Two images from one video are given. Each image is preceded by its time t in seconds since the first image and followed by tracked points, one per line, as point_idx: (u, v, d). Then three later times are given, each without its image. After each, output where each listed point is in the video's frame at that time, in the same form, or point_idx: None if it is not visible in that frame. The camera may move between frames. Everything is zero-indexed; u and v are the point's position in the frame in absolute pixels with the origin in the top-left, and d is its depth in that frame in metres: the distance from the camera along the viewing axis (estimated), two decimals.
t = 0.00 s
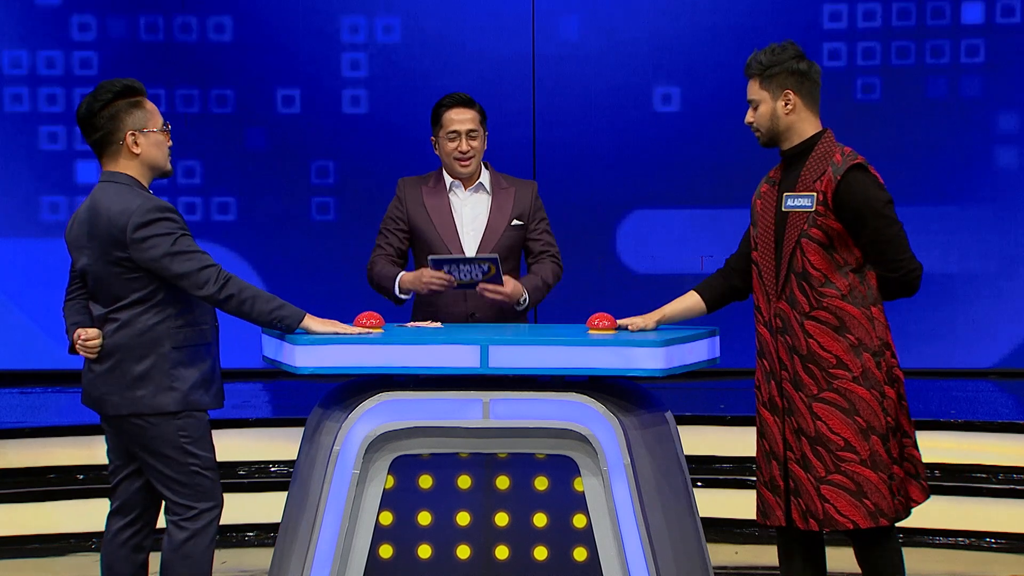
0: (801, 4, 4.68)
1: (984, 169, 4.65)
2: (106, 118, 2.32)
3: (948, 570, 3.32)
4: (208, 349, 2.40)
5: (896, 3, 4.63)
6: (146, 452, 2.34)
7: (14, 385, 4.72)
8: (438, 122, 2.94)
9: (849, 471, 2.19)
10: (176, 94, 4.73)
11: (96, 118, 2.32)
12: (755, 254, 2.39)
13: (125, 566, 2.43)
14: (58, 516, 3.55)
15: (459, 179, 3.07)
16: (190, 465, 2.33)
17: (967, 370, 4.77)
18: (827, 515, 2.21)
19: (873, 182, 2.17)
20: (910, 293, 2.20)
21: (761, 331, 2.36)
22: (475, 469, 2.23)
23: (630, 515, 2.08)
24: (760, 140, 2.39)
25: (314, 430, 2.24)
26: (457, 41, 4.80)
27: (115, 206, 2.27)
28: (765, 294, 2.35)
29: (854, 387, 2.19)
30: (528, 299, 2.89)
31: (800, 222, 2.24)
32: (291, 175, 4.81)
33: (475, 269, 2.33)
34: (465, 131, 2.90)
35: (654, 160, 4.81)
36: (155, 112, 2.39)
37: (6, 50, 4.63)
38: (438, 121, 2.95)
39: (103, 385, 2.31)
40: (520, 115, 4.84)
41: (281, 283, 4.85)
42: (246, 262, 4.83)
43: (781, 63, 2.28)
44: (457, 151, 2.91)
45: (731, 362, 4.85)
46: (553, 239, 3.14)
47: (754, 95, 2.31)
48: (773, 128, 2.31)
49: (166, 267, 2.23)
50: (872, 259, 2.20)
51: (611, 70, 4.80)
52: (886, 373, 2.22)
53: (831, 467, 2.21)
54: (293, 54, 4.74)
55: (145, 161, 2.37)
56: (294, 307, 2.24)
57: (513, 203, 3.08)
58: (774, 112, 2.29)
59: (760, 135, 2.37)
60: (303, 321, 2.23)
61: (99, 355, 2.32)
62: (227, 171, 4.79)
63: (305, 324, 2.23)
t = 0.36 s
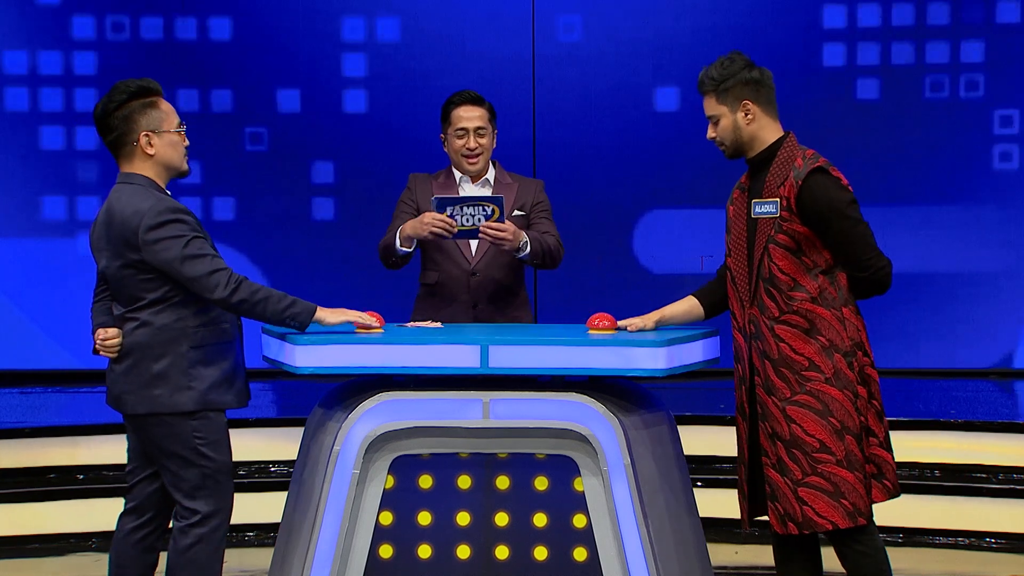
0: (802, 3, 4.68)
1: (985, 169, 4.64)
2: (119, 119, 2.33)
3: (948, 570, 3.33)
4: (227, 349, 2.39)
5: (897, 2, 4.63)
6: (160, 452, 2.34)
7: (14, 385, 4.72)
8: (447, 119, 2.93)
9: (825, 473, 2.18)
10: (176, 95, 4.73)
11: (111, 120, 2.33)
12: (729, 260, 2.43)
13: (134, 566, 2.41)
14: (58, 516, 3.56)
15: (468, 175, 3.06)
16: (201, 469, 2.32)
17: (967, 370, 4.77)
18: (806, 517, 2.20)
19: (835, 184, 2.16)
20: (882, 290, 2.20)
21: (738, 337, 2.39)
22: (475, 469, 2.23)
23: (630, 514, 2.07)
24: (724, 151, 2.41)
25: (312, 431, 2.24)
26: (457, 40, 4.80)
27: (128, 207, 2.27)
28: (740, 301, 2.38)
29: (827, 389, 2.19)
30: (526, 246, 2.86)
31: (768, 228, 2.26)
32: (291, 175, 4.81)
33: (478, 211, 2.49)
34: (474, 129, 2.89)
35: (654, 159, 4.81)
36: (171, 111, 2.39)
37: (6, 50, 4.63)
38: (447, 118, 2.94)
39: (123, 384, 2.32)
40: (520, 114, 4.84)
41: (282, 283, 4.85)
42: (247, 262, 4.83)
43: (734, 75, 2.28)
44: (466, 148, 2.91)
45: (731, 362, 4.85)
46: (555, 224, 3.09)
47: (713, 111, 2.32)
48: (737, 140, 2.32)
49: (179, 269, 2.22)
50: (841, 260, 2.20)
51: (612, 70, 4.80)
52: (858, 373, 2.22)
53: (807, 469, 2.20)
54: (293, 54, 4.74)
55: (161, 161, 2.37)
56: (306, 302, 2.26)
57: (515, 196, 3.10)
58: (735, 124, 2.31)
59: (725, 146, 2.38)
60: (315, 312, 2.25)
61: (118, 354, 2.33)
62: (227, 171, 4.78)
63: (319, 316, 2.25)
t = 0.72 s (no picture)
0: (802, 3, 4.68)
1: (985, 169, 4.64)
2: (136, 121, 2.34)
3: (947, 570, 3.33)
4: (250, 348, 2.40)
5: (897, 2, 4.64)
6: (167, 450, 2.36)
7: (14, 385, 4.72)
8: (479, 115, 3.05)
9: (840, 468, 2.18)
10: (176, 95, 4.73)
11: (128, 123, 2.34)
12: (722, 268, 2.44)
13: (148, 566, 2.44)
14: (58, 516, 3.57)
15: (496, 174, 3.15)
16: (200, 470, 2.32)
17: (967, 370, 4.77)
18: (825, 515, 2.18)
19: (825, 180, 2.18)
20: (880, 282, 2.21)
21: (739, 343, 2.39)
22: (475, 469, 2.23)
23: (630, 514, 2.07)
24: (711, 162, 2.43)
25: (312, 432, 2.24)
26: (457, 40, 4.80)
27: (151, 207, 2.27)
28: (738, 306, 2.38)
29: (833, 384, 2.19)
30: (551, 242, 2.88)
31: (763, 229, 2.26)
32: (291, 175, 4.81)
33: (505, 204, 2.53)
34: (506, 123, 3.00)
35: (655, 159, 4.80)
36: (185, 109, 2.40)
37: (6, 50, 4.63)
38: (479, 116, 3.06)
39: (142, 381, 2.32)
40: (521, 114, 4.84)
41: (282, 283, 4.85)
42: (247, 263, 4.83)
43: (708, 85, 2.32)
44: (498, 142, 3.00)
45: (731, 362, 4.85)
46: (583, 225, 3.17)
47: (693, 123, 2.35)
48: (721, 147, 2.35)
49: (202, 268, 2.23)
50: (838, 255, 2.21)
51: (612, 70, 4.80)
52: (862, 365, 2.23)
53: (822, 466, 2.19)
54: (294, 54, 4.74)
55: (180, 160, 2.39)
56: (317, 312, 2.22)
57: (544, 195, 3.20)
58: (717, 132, 2.33)
59: (711, 156, 2.40)
60: (326, 322, 2.22)
61: (142, 352, 2.34)
62: (227, 171, 4.78)
63: (328, 325, 2.23)
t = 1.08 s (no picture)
0: (802, 3, 4.68)
1: (985, 169, 4.64)
2: (148, 123, 2.33)
3: (947, 570, 3.33)
4: (254, 354, 2.40)
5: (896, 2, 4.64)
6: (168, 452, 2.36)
7: (14, 384, 4.72)
8: (496, 117, 3.07)
9: (855, 464, 2.17)
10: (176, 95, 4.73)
11: (139, 124, 2.33)
12: (722, 270, 2.44)
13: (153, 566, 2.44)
14: (58, 516, 3.57)
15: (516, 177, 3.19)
16: (199, 473, 2.32)
17: (967, 370, 4.77)
18: (842, 512, 2.18)
19: (827, 177, 2.19)
20: (883, 277, 2.22)
21: (743, 345, 2.39)
22: (475, 469, 2.23)
23: (630, 514, 2.07)
24: (710, 166, 2.43)
25: (313, 432, 2.24)
26: (457, 40, 4.80)
27: (166, 207, 2.27)
28: (741, 307, 2.38)
29: (844, 381, 2.18)
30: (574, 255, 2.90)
31: (766, 229, 2.26)
32: (291, 175, 4.81)
33: (523, 216, 2.52)
34: (522, 124, 3.01)
35: (655, 159, 4.80)
36: (195, 108, 2.40)
37: (6, 50, 4.63)
38: (497, 118, 3.07)
39: (145, 381, 2.32)
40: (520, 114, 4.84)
41: (282, 283, 4.85)
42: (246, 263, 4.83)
43: (697, 91, 2.32)
44: (513, 143, 3.01)
45: (731, 362, 4.85)
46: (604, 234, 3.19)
47: (689, 132, 2.35)
48: (720, 151, 2.35)
49: (213, 271, 2.22)
50: (842, 252, 2.22)
51: (611, 70, 4.80)
52: (872, 361, 2.23)
53: (837, 463, 2.19)
54: (294, 54, 4.74)
55: (194, 159, 2.40)
56: (322, 313, 2.22)
57: (565, 200, 3.20)
58: (713, 136, 2.33)
59: (711, 162, 2.40)
60: (329, 323, 2.22)
61: (146, 352, 2.34)
62: (226, 171, 4.78)
63: (331, 327, 2.23)
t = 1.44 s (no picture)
0: (802, 3, 4.68)
1: (985, 169, 4.64)
2: (143, 120, 2.33)
3: (948, 570, 3.33)
4: (249, 353, 2.40)
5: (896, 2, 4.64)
6: (163, 452, 2.36)
7: (14, 384, 4.71)
8: (499, 119, 3.08)
9: (841, 468, 2.18)
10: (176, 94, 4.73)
11: (135, 122, 2.34)
12: (723, 267, 2.44)
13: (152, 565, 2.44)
14: (58, 516, 3.57)
15: (517, 179, 3.20)
16: (194, 472, 2.33)
17: (967, 370, 4.77)
18: (825, 515, 2.19)
19: (828, 180, 2.18)
20: (881, 282, 2.21)
21: (739, 342, 2.40)
22: (475, 469, 2.23)
23: (630, 514, 2.07)
24: (716, 163, 2.43)
25: (312, 432, 2.24)
26: (456, 40, 4.80)
27: (158, 207, 2.27)
28: (739, 305, 2.38)
29: (835, 385, 2.19)
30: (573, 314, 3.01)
31: (765, 229, 2.26)
32: (291, 175, 4.81)
33: (521, 301, 2.74)
34: (523, 126, 3.01)
35: (655, 159, 4.80)
36: (192, 106, 2.40)
37: (6, 50, 4.63)
38: (499, 118, 3.08)
39: (139, 380, 2.33)
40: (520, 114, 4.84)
41: (282, 283, 4.85)
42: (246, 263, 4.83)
43: (707, 88, 2.31)
44: (515, 145, 3.02)
45: (731, 362, 4.85)
46: (612, 247, 3.27)
47: (697, 128, 2.35)
48: (727, 149, 2.35)
49: (203, 271, 2.23)
50: (840, 256, 2.21)
51: (612, 70, 4.80)
52: (864, 367, 2.23)
53: (823, 466, 2.20)
54: (294, 53, 4.74)
55: (189, 157, 2.39)
56: (318, 312, 2.20)
57: (572, 207, 3.18)
58: (722, 134, 2.33)
59: (717, 159, 2.40)
60: (326, 323, 2.21)
61: (140, 351, 2.35)
62: (226, 171, 4.78)
63: (329, 327, 2.22)
